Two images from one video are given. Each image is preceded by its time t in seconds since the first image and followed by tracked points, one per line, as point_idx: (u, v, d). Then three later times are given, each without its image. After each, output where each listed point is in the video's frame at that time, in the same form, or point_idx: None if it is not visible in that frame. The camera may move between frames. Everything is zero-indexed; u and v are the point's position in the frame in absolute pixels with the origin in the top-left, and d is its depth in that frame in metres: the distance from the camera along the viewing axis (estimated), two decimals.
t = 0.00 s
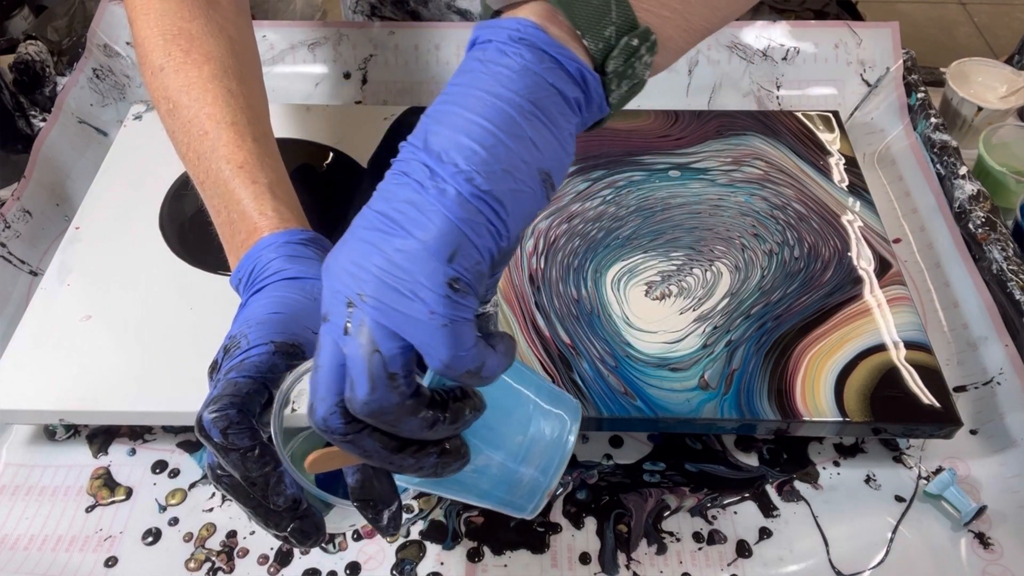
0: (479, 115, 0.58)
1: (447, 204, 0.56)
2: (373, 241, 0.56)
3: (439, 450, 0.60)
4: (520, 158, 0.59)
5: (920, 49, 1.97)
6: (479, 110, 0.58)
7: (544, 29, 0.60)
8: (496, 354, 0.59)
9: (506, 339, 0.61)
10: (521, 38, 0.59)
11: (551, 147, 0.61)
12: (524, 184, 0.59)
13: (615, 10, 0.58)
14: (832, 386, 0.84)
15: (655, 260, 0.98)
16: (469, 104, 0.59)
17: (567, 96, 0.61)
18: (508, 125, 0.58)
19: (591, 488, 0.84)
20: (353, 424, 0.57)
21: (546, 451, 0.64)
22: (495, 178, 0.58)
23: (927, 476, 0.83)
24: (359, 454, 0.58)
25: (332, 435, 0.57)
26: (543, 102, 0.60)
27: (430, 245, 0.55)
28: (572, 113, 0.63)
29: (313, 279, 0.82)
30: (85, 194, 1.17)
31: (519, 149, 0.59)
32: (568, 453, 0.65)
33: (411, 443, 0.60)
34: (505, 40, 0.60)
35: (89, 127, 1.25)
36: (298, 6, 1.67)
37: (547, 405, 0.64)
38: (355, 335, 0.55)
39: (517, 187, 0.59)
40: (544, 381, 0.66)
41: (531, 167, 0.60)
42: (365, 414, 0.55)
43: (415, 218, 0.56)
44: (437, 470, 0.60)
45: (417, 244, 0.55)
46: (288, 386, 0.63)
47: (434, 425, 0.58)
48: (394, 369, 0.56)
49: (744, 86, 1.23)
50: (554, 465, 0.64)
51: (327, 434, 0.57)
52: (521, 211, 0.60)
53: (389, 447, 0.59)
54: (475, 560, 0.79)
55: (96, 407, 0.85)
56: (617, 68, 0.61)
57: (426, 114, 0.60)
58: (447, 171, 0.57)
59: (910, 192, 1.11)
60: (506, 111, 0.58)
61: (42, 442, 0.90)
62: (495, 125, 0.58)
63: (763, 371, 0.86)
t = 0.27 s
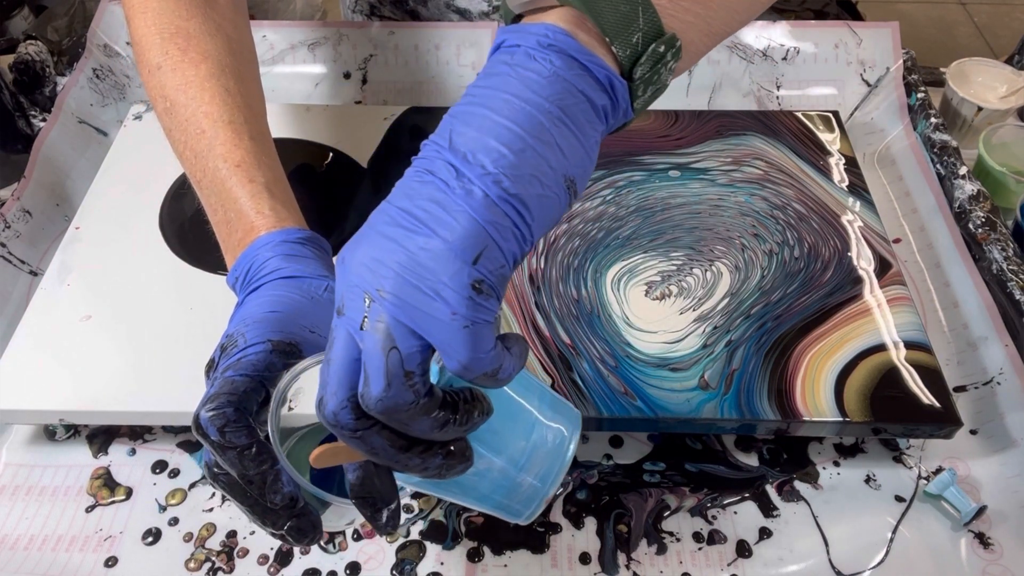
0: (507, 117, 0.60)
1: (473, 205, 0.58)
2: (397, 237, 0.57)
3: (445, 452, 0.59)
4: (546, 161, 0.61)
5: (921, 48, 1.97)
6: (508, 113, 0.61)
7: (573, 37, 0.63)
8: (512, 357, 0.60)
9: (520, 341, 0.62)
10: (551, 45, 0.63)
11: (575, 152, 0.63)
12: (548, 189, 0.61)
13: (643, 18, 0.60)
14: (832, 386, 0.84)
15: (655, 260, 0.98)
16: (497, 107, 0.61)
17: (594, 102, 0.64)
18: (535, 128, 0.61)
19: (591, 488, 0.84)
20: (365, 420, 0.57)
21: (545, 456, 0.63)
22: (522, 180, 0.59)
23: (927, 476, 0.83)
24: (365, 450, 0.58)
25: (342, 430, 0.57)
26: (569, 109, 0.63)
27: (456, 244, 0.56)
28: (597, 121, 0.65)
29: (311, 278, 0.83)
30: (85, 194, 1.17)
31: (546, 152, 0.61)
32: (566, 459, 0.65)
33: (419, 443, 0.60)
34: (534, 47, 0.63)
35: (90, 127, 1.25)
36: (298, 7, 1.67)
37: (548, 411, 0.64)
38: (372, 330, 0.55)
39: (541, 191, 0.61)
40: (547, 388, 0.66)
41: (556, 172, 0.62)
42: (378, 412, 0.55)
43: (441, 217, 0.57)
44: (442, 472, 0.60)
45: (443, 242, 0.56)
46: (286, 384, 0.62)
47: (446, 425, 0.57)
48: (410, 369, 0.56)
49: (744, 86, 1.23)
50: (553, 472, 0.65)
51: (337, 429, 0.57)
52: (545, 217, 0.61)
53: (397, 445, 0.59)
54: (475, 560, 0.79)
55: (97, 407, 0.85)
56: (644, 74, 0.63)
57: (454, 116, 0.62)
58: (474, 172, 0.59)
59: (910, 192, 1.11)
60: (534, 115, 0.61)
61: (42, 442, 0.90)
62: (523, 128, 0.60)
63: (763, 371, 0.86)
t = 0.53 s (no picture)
0: (537, 123, 0.64)
1: (505, 209, 0.61)
2: (428, 235, 0.59)
3: (445, 454, 0.58)
4: (573, 169, 0.64)
5: (920, 48, 1.97)
6: (538, 119, 0.64)
7: (603, 45, 0.66)
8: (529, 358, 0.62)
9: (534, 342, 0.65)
10: (580, 52, 0.65)
11: (598, 160, 0.67)
12: (573, 194, 0.64)
13: (668, 28, 0.63)
14: (832, 386, 0.84)
15: (655, 260, 0.98)
16: (527, 113, 0.64)
17: (620, 112, 0.67)
18: (564, 136, 0.64)
19: (591, 488, 0.84)
20: (376, 415, 0.57)
21: (535, 461, 0.64)
22: (550, 187, 0.63)
23: (927, 476, 0.83)
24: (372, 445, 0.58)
25: (351, 424, 0.57)
26: (596, 116, 0.66)
27: (488, 246, 0.59)
28: (620, 128, 0.68)
29: (306, 274, 0.83)
30: (85, 194, 1.17)
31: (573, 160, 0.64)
32: (554, 464, 0.66)
33: (423, 442, 0.59)
34: (564, 53, 0.65)
35: (89, 127, 1.25)
36: (298, 6, 1.67)
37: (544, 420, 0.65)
38: (395, 326, 0.57)
39: (567, 196, 0.64)
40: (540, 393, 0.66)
41: (582, 179, 0.65)
42: (396, 409, 0.56)
43: (473, 219, 0.60)
44: (439, 473, 0.59)
45: (476, 244, 0.59)
46: (280, 381, 0.62)
47: (456, 426, 0.57)
48: (431, 367, 0.57)
49: (744, 86, 1.23)
50: (540, 476, 0.65)
51: (347, 422, 0.57)
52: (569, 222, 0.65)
53: (403, 443, 0.58)
54: (475, 560, 0.79)
55: (97, 407, 0.85)
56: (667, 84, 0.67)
57: (483, 117, 0.65)
58: (505, 176, 0.62)
59: (910, 192, 1.11)
60: (563, 123, 0.64)
61: (42, 442, 0.90)
62: (552, 135, 0.63)
63: (763, 371, 0.86)
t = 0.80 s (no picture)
0: (536, 118, 0.64)
1: (504, 202, 0.61)
2: (426, 227, 0.59)
3: (442, 449, 0.59)
4: (572, 163, 0.64)
5: (920, 48, 1.97)
6: (537, 114, 0.64)
7: (601, 41, 0.66)
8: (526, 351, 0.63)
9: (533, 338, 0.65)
10: (580, 49, 0.65)
11: (598, 156, 0.67)
12: (572, 189, 0.64)
13: (667, 27, 0.63)
14: (832, 386, 0.84)
15: (655, 260, 0.98)
16: (526, 108, 0.64)
17: (619, 107, 0.67)
18: (563, 130, 0.64)
19: (591, 488, 0.84)
20: (373, 407, 0.57)
21: (531, 460, 0.64)
22: (549, 181, 0.63)
23: (927, 476, 0.83)
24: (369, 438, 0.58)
25: (349, 415, 0.57)
26: (595, 112, 0.66)
27: (487, 239, 0.59)
28: (619, 124, 0.69)
29: (303, 273, 0.83)
30: (85, 194, 1.17)
31: (572, 154, 0.64)
32: (551, 462, 0.66)
33: (421, 437, 0.59)
34: (564, 48, 0.66)
35: (89, 127, 1.25)
36: (298, 7, 1.67)
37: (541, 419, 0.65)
38: (394, 318, 0.57)
39: (566, 192, 0.64)
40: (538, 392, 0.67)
41: (580, 173, 0.65)
42: (394, 400, 0.56)
43: (472, 212, 0.60)
44: (436, 468, 0.59)
45: (474, 236, 0.59)
46: (279, 378, 0.62)
47: (453, 420, 0.58)
48: (428, 359, 0.57)
49: (744, 86, 1.23)
50: (537, 475, 0.65)
51: (345, 414, 0.57)
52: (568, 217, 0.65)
53: (400, 436, 0.59)
54: (475, 560, 0.79)
55: (97, 407, 0.85)
56: (666, 81, 0.67)
57: (483, 112, 0.66)
58: (504, 170, 0.62)
59: (910, 192, 1.11)
60: (562, 118, 0.64)
61: (42, 442, 0.90)
62: (551, 130, 0.64)
63: (763, 371, 0.86)
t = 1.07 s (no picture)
0: (573, 132, 0.68)
1: (547, 217, 0.65)
2: (470, 240, 0.62)
3: (465, 461, 0.60)
4: (607, 178, 0.69)
5: (920, 48, 1.97)
6: (575, 127, 0.68)
7: (636, 55, 0.71)
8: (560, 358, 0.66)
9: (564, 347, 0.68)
10: (614, 62, 0.70)
11: (629, 167, 0.71)
12: (608, 202, 0.69)
13: (697, 38, 0.68)
14: (832, 385, 0.84)
15: (655, 260, 0.98)
16: (563, 121, 0.68)
17: (649, 120, 0.72)
18: (601, 146, 0.68)
19: (591, 488, 0.84)
20: (409, 417, 0.57)
21: (539, 469, 0.67)
22: (587, 196, 0.67)
23: (927, 476, 0.83)
24: (400, 448, 0.58)
25: (385, 425, 0.56)
26: (628, 125, 0.71)
27: (533, 252, 0.63)
28: (648, 134, 0.73)
29: (296, 270, 0.83)
30: (85, 194, 1.17)
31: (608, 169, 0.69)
32: (555, 465, 0.69)
33: (448, 446, 0.59)
34: (600, 60, 0.70)
35: (89, 127, 1.25)
36: (298, 7, 1.67)
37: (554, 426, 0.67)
38: (436, 328, 0.57)
39: (602, 205, 0.68)
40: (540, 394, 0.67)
41: (614, 186, 0.70)
42: (435, 411, 0.55)
43: (516, 227, 0.64)
44: (458, 477, 0.61)
45: (521, 250, 0.63)
46: (268, 375, 0.64)
47: (487, 430, 0.57)
48: (469, 371, 0.57)
49: (743, 86, 1.23)
50: (544, 478, 0.69)
51: (380, 423, 0.56)
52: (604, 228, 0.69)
53: (432, 446, 0.58)
54: (475, 560, 0.79)
55: (96, 407, 0.85)
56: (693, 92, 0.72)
57: (519, 123, 0.69)
58: (545, 185, 0.66)
59: (910, 192, 1.11)
60: (598, 133, 0.69)
61: (42, 442, 0.90)
62: (588, 145, 0.68)
63: (763, 371, 0.86)
